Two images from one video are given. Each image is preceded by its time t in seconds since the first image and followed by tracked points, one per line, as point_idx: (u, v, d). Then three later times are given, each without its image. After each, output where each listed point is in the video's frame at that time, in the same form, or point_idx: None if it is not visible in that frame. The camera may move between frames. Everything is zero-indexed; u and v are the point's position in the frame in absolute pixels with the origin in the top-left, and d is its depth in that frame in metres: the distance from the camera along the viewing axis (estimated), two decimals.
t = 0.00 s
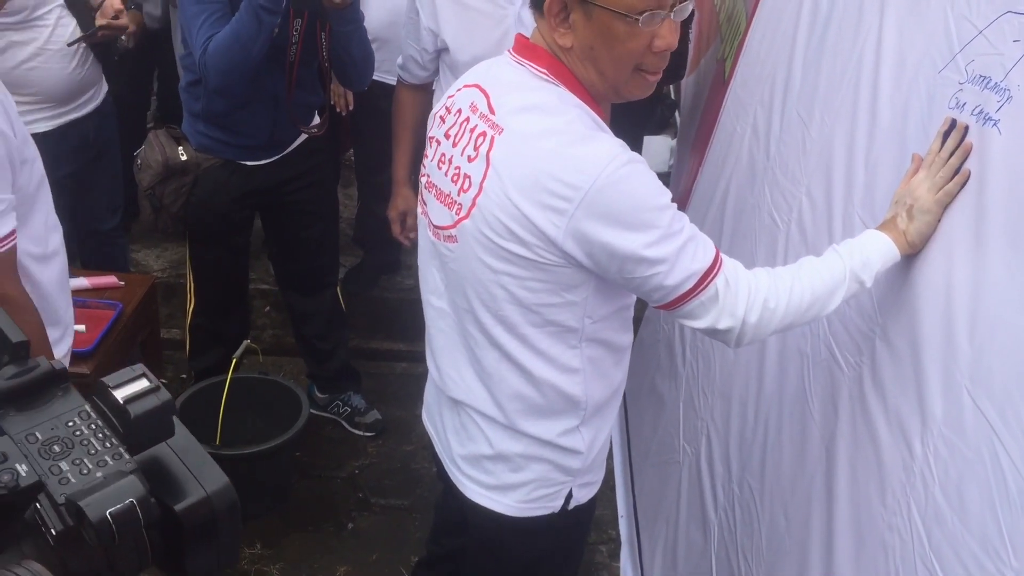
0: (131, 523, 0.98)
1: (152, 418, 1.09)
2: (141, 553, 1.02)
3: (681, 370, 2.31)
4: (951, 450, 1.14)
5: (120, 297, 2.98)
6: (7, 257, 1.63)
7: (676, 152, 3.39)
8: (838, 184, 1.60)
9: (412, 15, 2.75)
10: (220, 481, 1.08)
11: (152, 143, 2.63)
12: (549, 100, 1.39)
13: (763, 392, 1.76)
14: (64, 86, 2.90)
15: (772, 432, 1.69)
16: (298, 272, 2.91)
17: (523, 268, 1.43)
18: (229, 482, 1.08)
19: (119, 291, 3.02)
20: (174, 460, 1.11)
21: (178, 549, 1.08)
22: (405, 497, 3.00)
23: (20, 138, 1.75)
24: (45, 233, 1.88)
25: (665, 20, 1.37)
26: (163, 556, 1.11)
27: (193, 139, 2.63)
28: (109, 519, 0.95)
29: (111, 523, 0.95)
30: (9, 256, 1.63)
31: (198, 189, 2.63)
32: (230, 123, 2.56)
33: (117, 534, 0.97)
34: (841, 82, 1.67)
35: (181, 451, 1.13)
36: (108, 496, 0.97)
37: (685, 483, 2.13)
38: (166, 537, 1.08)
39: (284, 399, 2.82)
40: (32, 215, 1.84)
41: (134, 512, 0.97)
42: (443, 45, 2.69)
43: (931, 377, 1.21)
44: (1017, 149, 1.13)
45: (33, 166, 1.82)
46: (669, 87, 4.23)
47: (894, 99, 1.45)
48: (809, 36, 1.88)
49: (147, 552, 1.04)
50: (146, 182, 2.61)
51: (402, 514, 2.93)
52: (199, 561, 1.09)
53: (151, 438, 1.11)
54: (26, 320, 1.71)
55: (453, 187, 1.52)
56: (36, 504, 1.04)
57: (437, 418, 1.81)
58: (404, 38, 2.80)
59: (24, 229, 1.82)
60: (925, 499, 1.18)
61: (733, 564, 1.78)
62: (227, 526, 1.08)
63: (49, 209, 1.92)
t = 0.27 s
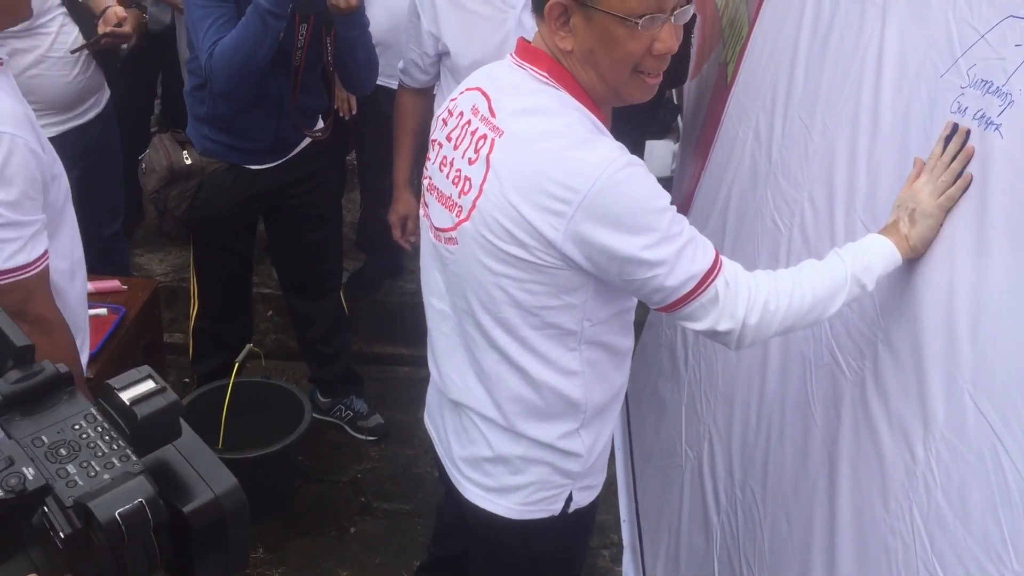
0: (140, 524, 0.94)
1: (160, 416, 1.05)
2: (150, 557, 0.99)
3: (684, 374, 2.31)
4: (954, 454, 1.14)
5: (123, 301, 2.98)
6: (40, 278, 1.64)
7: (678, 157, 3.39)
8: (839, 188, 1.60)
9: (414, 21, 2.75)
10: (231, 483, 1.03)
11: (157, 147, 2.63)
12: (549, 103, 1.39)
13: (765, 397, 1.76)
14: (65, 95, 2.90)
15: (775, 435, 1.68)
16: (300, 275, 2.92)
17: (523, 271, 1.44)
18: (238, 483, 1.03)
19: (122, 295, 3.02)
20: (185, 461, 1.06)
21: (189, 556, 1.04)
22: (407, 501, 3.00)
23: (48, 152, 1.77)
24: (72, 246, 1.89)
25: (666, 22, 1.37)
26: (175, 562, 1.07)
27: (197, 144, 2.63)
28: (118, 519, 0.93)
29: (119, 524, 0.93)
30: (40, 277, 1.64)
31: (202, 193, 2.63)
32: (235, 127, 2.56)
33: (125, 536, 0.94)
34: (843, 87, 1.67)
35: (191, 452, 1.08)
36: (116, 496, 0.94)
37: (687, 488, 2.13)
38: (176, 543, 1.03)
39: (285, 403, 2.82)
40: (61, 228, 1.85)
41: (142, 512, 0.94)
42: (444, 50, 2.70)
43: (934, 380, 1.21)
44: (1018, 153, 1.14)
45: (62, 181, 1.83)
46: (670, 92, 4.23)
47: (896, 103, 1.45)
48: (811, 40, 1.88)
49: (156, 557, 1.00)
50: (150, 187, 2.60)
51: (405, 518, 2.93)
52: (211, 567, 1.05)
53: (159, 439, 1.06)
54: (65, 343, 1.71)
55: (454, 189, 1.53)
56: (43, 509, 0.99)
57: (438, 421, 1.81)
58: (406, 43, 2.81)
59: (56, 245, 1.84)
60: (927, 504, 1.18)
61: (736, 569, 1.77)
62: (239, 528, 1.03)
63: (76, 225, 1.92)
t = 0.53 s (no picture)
0: (140, 502, 1.00)
1: (156, 406, 1.13)
2: (149, 537, 1.04)
3: (685, 376, 2.31)
4: (953, 455, 1.14)
5: (125, 305, 2.99)
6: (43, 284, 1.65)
7: (679, 160, 3.40)
8: (840, 190, 1.61)
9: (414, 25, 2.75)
10: (227, 466, 1.09)
11: (160, 152, 2.63)
12: (544, 104, 1.40)
13: (766, 399, 1.76)
14: (60, 101, 2.91)
15: (776, 437, 1.69)
16: (301, 278, 2.92)
17: (519, 270, 1.44)
18: (235, 468, 1.09)
19: (125, 298, 3.03)
20: (180, 447, 1.13)
21: (186, 535, 1.11)
22: (409, 504, 3.00)
23: (54, 158, 1.76)
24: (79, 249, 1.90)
25: (660, 24, 1.36)
26: (172, 543, 1.14)
27: (199, 147, 2.63)
28: (118, 499, 0.98)
29: (119, 504, 0.98)
30: (43, 283, 1.65)
31: (206, 196, 2.63)
32: (238, 131, 2.56)
33: (126, 514, 0.99)
34: (843, 90, 1.67)
35: (186, 439, 1.15)
36: (117, 477, 1.00)
37: (689, 490, 2.13)
38: (174, 523, 1.09)
39: (287, 407, 2.82)
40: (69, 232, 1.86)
41: (141, 491, 1.00)
42: (445, 54, 2.71)
43: (934, 382, 1.21)
44: (1018, 154, 1.14)
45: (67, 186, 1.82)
46: (671, 96, 4.24)
47: (895, 106, 1.46)
48: (811, 43, 1.88)
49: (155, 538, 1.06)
50: (153, 191, 2.59)
51: (406, 521, 2.93)
52: (207, 545, 1.11)
53: (155, 427, 1.14)
54: (66, 346, 1.73)
55: (451, 190, 1.53)
56: (43, 494, 1.06)
57: (438, 420, 1.81)
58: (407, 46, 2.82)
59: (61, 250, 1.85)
60: (927, 505, 1.18)
61: (737, 571, 1.78)
62: (237, 509, 1.09)
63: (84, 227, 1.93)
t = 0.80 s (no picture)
0: (147, 487, 1.03)
1: (159, 395, 1.14)
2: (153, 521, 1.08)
3: (684, 378, 2.31)
4: (950, 455, 1.15)
5: (126, 308, 2.98)
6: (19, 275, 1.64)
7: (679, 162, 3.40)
8: (838, 191, 1.61)
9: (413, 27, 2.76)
10: (229, 454, 1.12)
11: (160, 155, 2.60)
12: (521, 100, 1.41)
13: (765, 400, 1.76)
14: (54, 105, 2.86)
15: (775, 438, 1.69)
16: (298, 280, 2.93)
17: (498, 264, 1.46)
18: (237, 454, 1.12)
19: (125, 301, 3.03)
20: (182, 435, 1.15)
21: (190, 521, 1.13)
22: (409, 506, 3.00)
23: (32, 160, 1.69)
24: (71, 248, 1.87)
25: (633, 19, 1.36)
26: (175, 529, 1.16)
27: (201, 151, 2.63)
28: (127, 484, 1.01)
29: (128, 488, 1.01)
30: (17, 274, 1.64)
31: (208, 200, 2.62)
32: (239, 136, 2.58)
33: (134, 498, 1.02)
34: (840, 92, 1.68)
35: (187, 427, 1.17)
36: (124, 463, 1.03)
37: (687, 491, 2.13)
38: (178, 509, 1.12)
39: (287, 410, 2.83)
40: (56, 232, 1.83)
41: (149, 476, 1.03)
42: (444, 57, 2.71)
43: (930, 382, 1.21)
44: (1012, 155, 1.14)
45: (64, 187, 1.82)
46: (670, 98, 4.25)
47: (891, 108, 1.47)
48: (809, 45, 1.89)
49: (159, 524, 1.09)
50: (154, 196, 2.56)
51: (406, 523, 2.93)
52: (211, 531, 1.14)
53: (156, 417, 1.16)
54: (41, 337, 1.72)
55: (435, 187, 1.56)
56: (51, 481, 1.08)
57: (431, 418, 1.84)
58: (405, 49, 2.83)
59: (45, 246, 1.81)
60: (924, 505, 1.18)
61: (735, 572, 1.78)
62: (239, 494, 1.12)
63: (76, 220, 1.89)
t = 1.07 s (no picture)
0: (164, 479, 1.05)
1: (176, 389, 1.19)
2: (166, 515, 1.10)
3: (685, 380, 2.32)
4: (950, 456, 1.15)
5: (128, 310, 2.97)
6: None
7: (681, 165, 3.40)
8: (839, 194, 1.61)
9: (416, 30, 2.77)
10: (242, 449, 1.14)
11: (164, 160, 2.62)
12: (494, 94, 1.48)
13: (766, 402, 1.77)
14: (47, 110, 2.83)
15: (775, 440, 1.69)
16: (300, 282, 2.93)
17: (474, 256, 1.52)
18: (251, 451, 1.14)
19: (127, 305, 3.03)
20: (196, 432, 1.18)
21: (206, 515, 1.15)
22: (410, 508, 3.00)
23: (15, 169, 1.70)
24: (66, 250, 1.87)
25: (602, 11, 1.42)
26: (189, 525, 1.18)
27: (205, 157, 2.65)
28: (145, 474, 1.03)
29: (146, 479, 1.03)
30: None
31: (213, 204, 2.63)
32: (243, 138, 2.59)
33: (151, 489, 1.04)
34: (841, 95, 1.68)
35: (202, 425, 1.19)
36: (143, 455, 1.05)
37: (689, 493, 2.14)
38: (192, 503, 1.14)
39: (290, 412, 2.83)
40: (49, 236, 1.83)
41: (166, 468, 1.05)
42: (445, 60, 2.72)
43: (930, 384, 1.22)
44: (1012, 158, 1.15)
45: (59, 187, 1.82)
46: (672, 101, 4.25)
47: (892, 110, 1.47)
48: (810, 48, 1.89)
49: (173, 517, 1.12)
50: (158, 201, 2.59)
51: (407, 525, 2.93)
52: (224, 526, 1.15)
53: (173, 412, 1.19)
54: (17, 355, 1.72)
55: (417, 183, 1.64)
56: (69, 474, 1.09)
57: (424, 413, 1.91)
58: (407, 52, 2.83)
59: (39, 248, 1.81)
60: (924, 508, 1.18)
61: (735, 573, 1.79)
62: (252, 490, 1.14)
63: (71, 219, 1.89)
